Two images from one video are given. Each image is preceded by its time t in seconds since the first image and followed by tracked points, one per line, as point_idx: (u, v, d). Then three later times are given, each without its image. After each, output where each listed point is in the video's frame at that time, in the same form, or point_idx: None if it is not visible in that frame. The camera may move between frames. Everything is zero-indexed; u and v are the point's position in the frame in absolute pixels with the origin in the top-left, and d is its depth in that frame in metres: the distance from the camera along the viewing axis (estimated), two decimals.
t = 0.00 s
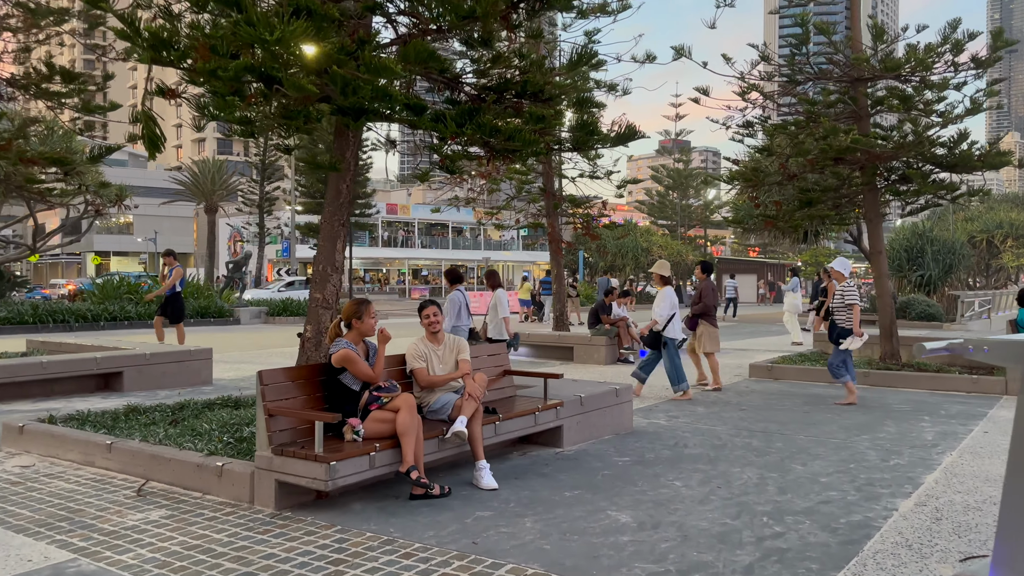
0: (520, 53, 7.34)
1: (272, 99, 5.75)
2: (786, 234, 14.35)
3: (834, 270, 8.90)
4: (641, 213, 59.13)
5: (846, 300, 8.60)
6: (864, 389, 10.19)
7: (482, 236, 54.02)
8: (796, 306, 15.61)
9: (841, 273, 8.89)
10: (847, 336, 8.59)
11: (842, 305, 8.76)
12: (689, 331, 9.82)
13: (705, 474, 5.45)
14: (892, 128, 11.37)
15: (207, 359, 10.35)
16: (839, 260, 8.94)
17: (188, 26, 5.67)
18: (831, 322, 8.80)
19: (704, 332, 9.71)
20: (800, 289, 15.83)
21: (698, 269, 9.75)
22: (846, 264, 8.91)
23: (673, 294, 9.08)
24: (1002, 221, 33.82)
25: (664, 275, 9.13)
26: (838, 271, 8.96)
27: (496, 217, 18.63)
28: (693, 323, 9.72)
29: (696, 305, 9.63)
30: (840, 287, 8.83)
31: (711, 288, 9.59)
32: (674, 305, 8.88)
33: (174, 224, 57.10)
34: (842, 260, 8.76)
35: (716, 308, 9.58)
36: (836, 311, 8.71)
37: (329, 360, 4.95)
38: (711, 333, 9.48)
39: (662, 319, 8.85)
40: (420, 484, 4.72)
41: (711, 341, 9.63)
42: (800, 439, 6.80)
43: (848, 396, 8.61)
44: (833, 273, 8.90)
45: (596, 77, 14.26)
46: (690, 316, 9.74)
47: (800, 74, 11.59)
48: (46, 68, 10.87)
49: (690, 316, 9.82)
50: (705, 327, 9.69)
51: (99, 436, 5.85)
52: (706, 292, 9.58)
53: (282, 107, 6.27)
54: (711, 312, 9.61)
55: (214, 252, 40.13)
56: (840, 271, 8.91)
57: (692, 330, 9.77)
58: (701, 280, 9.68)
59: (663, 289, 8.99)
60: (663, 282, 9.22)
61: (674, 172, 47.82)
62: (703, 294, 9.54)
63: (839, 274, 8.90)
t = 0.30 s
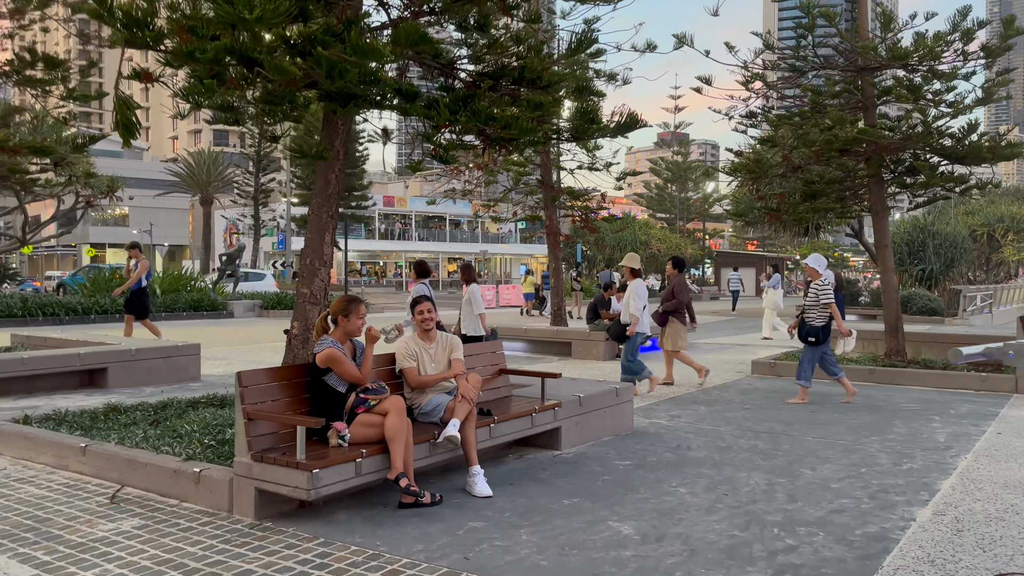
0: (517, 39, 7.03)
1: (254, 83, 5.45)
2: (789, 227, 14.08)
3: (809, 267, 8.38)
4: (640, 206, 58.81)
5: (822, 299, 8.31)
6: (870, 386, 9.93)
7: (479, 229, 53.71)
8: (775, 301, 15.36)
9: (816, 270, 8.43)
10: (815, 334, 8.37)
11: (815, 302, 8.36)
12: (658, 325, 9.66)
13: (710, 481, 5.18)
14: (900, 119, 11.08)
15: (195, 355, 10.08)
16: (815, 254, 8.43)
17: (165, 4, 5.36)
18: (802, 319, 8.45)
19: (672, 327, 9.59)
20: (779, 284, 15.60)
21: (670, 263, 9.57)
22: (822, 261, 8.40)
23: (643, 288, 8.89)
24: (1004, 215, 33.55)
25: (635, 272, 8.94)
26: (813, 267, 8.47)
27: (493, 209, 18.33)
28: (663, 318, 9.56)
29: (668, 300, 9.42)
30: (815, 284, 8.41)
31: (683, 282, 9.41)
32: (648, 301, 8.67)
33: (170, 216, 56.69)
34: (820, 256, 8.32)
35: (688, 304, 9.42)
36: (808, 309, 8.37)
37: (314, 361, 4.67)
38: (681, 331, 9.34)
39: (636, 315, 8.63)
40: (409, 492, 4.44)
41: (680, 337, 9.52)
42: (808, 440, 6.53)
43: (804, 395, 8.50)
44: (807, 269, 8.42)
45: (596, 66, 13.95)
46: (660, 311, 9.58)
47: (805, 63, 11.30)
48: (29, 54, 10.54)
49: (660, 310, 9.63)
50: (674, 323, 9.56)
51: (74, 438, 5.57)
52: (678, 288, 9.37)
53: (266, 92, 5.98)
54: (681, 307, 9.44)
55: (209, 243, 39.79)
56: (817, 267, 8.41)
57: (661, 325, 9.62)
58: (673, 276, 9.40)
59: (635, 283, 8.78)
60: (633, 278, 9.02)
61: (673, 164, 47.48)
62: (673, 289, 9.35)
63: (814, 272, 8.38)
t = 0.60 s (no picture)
0: (513, 18, 6.72)
1: (233, 59, 5.15)
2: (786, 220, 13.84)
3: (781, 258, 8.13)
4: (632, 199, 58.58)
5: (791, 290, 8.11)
6: (871, 381, 9.70)
7: (472, 221, 53.36)
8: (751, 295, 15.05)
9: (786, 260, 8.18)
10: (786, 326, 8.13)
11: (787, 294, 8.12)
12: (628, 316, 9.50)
13: (714, 481, 4.91)
14: (904, 107, 10.82)
15: (177, 347, 9.76)
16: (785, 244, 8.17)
17: None
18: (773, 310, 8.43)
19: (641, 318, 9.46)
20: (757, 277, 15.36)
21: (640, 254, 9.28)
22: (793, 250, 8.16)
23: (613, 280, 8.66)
24: (998, 208, 33.45)
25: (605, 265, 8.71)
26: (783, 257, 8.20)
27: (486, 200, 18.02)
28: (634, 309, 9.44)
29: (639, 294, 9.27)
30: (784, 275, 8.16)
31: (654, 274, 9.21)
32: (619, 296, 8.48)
33: (159, 207, 56.09)
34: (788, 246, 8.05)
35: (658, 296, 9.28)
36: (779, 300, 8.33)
37: (295, 356, 4.38)
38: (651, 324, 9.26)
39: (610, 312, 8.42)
40: (398, 495, 4.16)
41: (648, 329, 9.40)
42: (813, 438, 6.27)
43: (804, 389, 8.22)
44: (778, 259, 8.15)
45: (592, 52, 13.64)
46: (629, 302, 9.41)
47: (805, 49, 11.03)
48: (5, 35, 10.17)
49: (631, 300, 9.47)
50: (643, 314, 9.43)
51: (43, 436, 5.27)
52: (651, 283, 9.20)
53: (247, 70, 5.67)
54: (652, 301, 9.26)
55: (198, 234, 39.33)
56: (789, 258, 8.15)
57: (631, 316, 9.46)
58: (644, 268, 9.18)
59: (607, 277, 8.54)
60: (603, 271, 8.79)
61: (667, 157, 47.22)
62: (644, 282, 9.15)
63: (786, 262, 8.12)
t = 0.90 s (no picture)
0: None
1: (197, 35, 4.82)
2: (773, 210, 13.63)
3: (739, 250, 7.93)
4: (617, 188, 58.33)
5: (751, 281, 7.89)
6: (863, 374, 9.51)
7: (455, 210, 52.92)
8: (716, 284, 14.80)
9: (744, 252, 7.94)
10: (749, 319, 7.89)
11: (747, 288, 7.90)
12: (586, 307, 9.19)
13: (707, 485, 4.67)
14: (897, 94, 10.61)
15: (148, 340, 9.41)
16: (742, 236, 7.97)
17: None
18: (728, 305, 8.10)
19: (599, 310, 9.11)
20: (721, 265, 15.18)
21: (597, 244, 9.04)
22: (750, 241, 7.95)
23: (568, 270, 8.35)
24: (982, 198, 33.51)
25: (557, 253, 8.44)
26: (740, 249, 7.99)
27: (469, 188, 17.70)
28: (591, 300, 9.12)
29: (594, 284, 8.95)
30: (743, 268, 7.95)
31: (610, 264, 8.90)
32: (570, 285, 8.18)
33: (138, 195, 55.17)
34: (744, 238, 7.94)
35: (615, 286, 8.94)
36: (736, 293, 8.00)
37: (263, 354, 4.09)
38: (607, 315, 8.88)
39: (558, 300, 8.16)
40: (374, 504, 3.89)
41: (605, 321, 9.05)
42: (808, 436, 6.05)
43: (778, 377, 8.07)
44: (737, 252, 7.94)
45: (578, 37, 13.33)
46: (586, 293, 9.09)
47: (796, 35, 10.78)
48: None
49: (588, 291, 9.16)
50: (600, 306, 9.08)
51: None
52: (604, 274, 8.84)
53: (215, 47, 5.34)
54: (608, 292, 8.92)
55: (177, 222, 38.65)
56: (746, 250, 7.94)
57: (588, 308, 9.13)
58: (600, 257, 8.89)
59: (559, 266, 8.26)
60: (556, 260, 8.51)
61: (652, 146, 46.98)
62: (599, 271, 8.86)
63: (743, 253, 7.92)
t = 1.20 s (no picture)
0: None
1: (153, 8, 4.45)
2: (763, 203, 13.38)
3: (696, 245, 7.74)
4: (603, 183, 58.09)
5: (708, 276, 7.66)
6: (856, 371, 9.28)
7: (441, 204, 52.45)
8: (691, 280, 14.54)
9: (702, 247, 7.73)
10: (703, 316, 7.65)
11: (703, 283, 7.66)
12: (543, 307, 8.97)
13: (702, 492, 4.39)
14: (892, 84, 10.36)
15: (116, 338, 9.01)
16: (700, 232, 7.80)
17: None
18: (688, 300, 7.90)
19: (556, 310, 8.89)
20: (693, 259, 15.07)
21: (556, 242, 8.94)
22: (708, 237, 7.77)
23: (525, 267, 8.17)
24: (967, 193, 33.50)
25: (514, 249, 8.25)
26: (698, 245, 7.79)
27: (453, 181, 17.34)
28: (549, 299, 8.88)
29: (552, 280, 8.74)
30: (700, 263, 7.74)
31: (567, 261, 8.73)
32: (528, 280, 7.98)
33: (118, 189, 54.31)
34: (702, 232, 7.75)
35: (574, 284, 8.76)
36: (695, 289, 7.74)
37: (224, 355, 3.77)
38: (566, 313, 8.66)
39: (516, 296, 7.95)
40: (345, 519, 3.58)
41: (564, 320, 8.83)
42: (805, 438, 5.79)
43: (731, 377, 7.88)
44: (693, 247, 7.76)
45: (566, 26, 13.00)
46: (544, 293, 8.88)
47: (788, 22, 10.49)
48: None
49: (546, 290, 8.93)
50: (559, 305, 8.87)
51: None
52: (562, 269, 8.66)
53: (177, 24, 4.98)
54: (566, 289, 8.72)
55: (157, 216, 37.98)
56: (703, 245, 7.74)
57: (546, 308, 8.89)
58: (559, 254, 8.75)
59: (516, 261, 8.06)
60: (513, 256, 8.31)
61: (639, 140, 46.73)
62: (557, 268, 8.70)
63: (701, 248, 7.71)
